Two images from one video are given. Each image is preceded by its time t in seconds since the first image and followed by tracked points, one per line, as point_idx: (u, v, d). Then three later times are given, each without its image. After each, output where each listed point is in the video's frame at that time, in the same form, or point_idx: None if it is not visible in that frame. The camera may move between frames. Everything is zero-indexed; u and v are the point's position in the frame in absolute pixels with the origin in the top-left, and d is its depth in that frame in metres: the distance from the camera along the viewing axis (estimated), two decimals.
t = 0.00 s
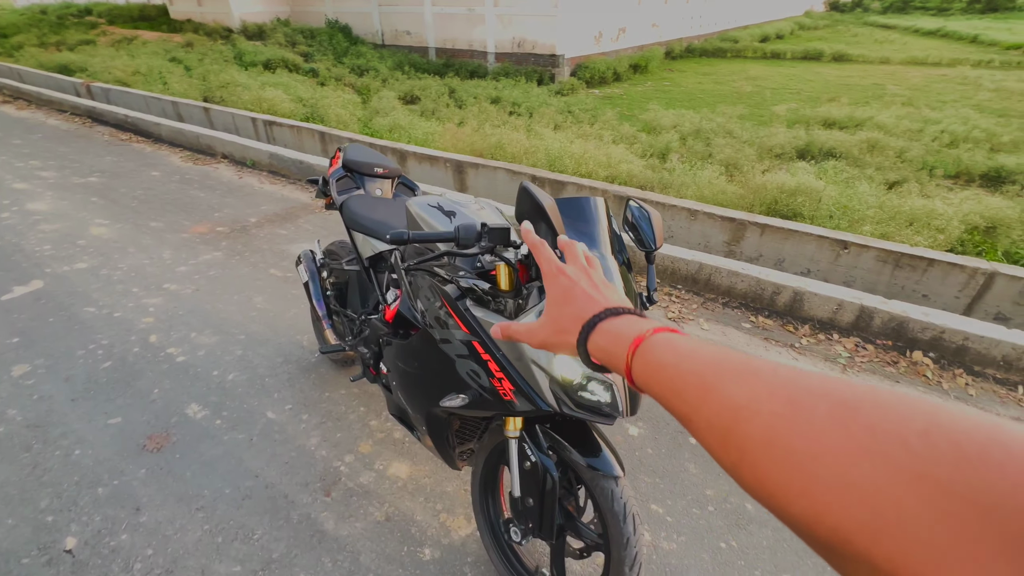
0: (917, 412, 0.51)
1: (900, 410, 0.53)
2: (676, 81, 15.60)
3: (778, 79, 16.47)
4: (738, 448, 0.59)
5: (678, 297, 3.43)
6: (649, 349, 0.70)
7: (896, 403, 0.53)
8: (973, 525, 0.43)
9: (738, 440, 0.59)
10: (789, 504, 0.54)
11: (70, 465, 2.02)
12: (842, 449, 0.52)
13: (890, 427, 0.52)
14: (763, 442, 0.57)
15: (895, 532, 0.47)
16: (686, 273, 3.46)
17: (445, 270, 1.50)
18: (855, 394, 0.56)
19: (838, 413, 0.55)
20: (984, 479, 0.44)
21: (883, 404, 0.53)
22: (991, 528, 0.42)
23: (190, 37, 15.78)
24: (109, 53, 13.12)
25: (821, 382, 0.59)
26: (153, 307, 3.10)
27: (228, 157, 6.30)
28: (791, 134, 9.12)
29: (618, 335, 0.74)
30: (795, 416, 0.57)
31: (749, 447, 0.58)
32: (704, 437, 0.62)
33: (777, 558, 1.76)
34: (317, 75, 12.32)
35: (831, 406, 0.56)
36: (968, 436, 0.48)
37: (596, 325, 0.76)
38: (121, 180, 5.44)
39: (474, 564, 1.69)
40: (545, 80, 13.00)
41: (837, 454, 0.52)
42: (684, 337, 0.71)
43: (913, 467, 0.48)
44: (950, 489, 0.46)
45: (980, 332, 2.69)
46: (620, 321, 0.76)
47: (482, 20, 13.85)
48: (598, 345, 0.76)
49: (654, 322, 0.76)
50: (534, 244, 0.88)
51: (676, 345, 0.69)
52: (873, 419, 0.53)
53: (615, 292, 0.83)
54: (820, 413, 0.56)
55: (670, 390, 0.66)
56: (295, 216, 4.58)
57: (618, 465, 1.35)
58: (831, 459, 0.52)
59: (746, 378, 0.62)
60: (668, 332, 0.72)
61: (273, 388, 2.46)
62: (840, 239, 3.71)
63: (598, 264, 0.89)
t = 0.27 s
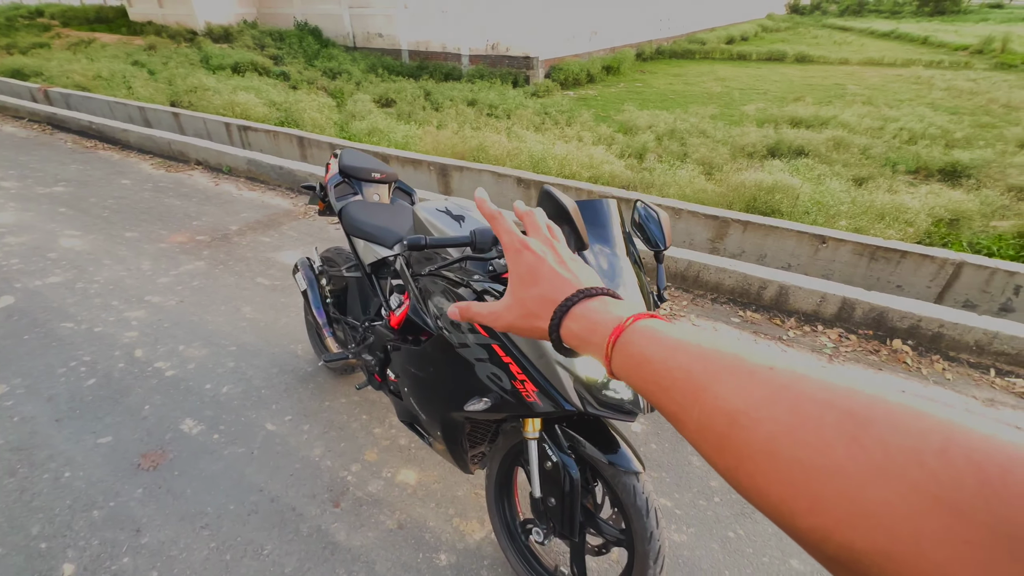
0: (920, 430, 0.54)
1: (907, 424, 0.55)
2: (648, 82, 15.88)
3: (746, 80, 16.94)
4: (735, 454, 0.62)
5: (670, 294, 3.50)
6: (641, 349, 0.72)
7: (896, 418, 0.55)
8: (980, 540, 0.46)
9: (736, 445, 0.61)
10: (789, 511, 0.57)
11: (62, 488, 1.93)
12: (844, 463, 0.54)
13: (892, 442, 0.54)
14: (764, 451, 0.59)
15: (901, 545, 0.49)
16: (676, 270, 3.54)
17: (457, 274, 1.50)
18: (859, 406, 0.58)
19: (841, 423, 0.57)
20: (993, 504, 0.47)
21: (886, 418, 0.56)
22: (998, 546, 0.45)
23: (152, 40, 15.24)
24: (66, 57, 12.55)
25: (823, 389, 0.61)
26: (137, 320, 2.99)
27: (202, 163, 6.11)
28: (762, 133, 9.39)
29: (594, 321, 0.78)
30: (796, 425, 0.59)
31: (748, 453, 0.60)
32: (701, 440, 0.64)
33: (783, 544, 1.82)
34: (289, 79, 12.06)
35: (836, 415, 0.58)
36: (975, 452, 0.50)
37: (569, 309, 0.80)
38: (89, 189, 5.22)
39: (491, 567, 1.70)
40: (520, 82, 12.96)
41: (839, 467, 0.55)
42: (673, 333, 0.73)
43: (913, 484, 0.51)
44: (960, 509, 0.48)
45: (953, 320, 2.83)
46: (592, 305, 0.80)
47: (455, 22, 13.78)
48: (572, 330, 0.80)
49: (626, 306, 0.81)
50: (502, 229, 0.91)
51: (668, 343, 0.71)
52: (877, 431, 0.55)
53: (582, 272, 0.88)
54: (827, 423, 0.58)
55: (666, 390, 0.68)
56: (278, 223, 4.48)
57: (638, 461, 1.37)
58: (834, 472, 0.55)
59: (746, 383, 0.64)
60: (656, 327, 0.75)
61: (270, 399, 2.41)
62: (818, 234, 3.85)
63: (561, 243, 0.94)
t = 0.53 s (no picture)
0: (958, 481, 0.52)
1: (942, 476, 0.53)
2: (626, 83, 16.10)
3: (720, 82, 17.33)
4: (765, 504, 0.61)
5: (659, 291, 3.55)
6: (661, 392, 0.71)
7: (930, 469, 0.54)
8: None
9: (764, 495, 0.60)
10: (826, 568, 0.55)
11: (48, 502, 1.86)
12: (879, 516, 0.53)
13: (928, 496, 0.52)
14: (793, 500, 0.58)
15: None
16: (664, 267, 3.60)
17: (464, 271, 1.50)
18: (890, 456, 0.57)
19: (874, 474, 0.56)
20: None
21: (920, 468, 0.54)
22: None
23: (119, 38, 14.72)
24: (27, 55, 12.04)
25: (852, 439, 0.60)
26: (119, 326, 2.90)
27: (178, 165, 5.93)
28: (738, 133, 9.62)
29: (616, 368, 0.77)
30: (826, 477, 0.57)
31: (776, 503, 0.59)
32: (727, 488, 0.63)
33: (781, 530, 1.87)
34: (264, 78, 11.81)
35: (864, 465, 0.57)
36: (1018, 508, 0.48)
37: (591, 355, 0.79)
38: (58, 192, 5.02)
39: (500, 564, 1.70)
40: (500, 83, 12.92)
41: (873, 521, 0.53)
42: (699, 381, 0.71)
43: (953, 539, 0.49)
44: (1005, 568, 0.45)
45: (928, 310, 2.96)
46: (614, 351, 0.79)
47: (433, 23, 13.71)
48: (596, 378, 0.78)
49: (650, 352, 0.80)
50: (520, 278, 0.90)
51: (689, 387, 0.71)
52: (912, 483, 0.54)
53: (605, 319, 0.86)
54: (857, 474, 0.56)
55: (690, 437, 0.67)
56: (261, 225, 4.39)
57: (648, 454, 1.39)
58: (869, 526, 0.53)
59: (772, 432, 0.63)
60: (678, 371, 0.74)
61: (263, 404, 2.36)
62: (798, 231, 3.98)
63: (581, 288, 0.92)
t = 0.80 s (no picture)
0: None
1: None
2: (617, 89, 16.25)
3: (710, 87, 17.55)
4: (839, 525, 0.61)
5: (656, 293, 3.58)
6: (725, 409, 0.72)
7: None
8: None
9: (837, 517, 0.61)
10: None
11: (42, 508, 1.82)
12: (964, 540, 0.53)
13: None
14: (871, 522, 0.58)
15: None
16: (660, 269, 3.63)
17: (469, 272, 1.50)
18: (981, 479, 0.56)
19: (960, 497, 0.55)
20: None
21: (1011, 487, 0.53)
22: None
23: (107, 39, 14.55)
24: (12, 55, 11.85)
25: (934, 461, 0.60)
26: (112, 329, 2.85)
27: (170, 168, 5.87)
28: (728, 139, 9.74)
29: (672, 380, 0.77)
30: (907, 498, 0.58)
31: (851, 523, 0.59)
32: (802, 506, 0.64)
33: (782, 529, 1.89)
34: (255, 81, 11.74)
35: (945, 486, 0.57)
36: None
37: (642, 366, 0.78)
38: (46, 194, 4.94)
39: (504, 565, 1.70)
40: (492, 88, 12.97)
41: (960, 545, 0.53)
42: (767, 398, 0.72)
43: None
44: None
45: (919, 312, 3.01)
46: (667, 362, 0.79)
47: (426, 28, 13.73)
48: (647, 390, 0.78)
49: (707, 364, 0.79)
50: (571, 281, 0.89)
51: (756, 404, 0.71)
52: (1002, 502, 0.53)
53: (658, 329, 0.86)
54: (939, 495, 0.56)
55: (758, 456, 0.68)
56: (256, 227, 4.36)
57: (653, 452, 1.40)
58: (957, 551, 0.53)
59: (845, 451, 0.63)
60: (741, 387, 0.74)
61: (262, 407, 2.33)
62: (791, 233, 4.03)
63: (628, 294, 0.92)
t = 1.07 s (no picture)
0: (1021, 444, 0.52)
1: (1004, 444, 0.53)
2: (620, 98, 16.36)
3: (713, 97, 17.65)
4: (820, 484, 0.63)
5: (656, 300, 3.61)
6: (718, 384, 0.75)
7: (990, 437, 0.54)
8: None
9: (818, 475, 0.63)
10: (888, 538, 0.57)
11: (50, 503, 1.85)
12: (931, 485, 0.55)
13: (985, 459, 0.53)
14: (846, 476, 0.61)
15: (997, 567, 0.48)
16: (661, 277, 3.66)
17: (471, 275, 1.54)
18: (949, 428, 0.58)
19: (930, 446, 0.58)
20: None
21: (977, 436, 0.55)
22: None
23: (117, 46, 14.76)
24: (24, 62, 12.05)
25: (907, 415, 0.62)
26: (120, 330, 2.90)
27: (178, 173, 5.95)
28: (731, 148, 9.79)
29: (678, 364, 0.81)
30: (879, 450, 0.60)
31: (830, 480, 0.62)
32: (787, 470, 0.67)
33: (779, 532, 1.90)
34: (263, 88, 11.88)
35: (918, 439, 0.59)
36: None
37: (653, 355, 0.83)
38: (56, 198, 5.02)
39: (503, 565, 1.72)
40: (497, 96, 13.03)
41: (929, 489, 0.55)
42: (757, 372, 0.76)
43: (1010, 498, 0.49)
44: None
45: (918, 320, 3.03)
46: (677, 349, 0.83)
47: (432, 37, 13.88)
48: (658, 376, 0.82)
49: (711, 350, 0.83)
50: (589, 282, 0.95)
51: (748, 378, 0.75)
52: (971, 449, 0.55)
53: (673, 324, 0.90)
54: (910, 445, 0.59)
55: (748, 425, 0.71)
56: (261, 232, 4.42)
57: (651, 453, 1.43)
58: (925, 497, 0.55)
59: (826, 413, 0.66)
60: (737, 366, 0.78)
61: (266, 407, 2.37)
62: (792, 242, 4.06)
63: (648, 296, 0.97)
